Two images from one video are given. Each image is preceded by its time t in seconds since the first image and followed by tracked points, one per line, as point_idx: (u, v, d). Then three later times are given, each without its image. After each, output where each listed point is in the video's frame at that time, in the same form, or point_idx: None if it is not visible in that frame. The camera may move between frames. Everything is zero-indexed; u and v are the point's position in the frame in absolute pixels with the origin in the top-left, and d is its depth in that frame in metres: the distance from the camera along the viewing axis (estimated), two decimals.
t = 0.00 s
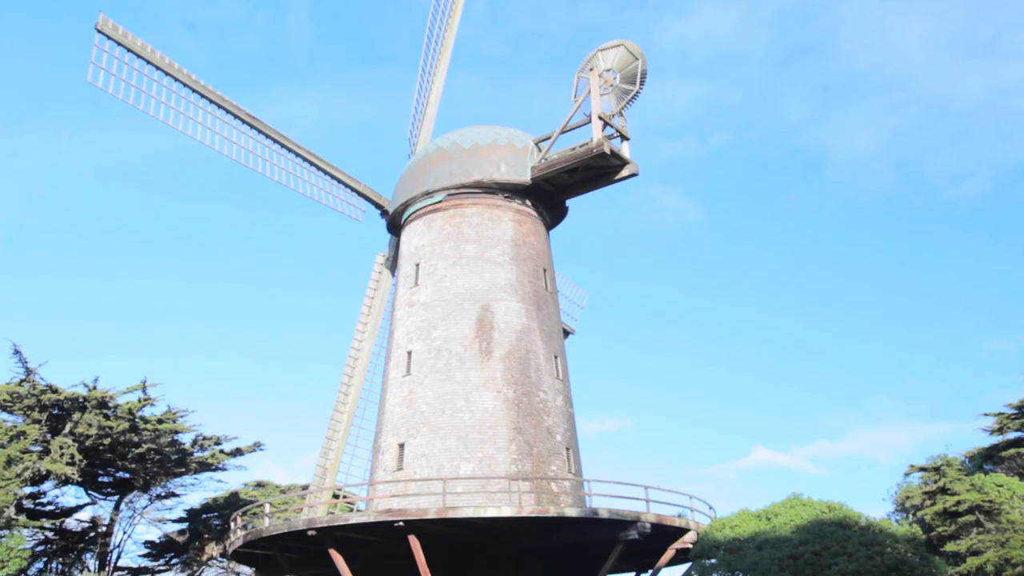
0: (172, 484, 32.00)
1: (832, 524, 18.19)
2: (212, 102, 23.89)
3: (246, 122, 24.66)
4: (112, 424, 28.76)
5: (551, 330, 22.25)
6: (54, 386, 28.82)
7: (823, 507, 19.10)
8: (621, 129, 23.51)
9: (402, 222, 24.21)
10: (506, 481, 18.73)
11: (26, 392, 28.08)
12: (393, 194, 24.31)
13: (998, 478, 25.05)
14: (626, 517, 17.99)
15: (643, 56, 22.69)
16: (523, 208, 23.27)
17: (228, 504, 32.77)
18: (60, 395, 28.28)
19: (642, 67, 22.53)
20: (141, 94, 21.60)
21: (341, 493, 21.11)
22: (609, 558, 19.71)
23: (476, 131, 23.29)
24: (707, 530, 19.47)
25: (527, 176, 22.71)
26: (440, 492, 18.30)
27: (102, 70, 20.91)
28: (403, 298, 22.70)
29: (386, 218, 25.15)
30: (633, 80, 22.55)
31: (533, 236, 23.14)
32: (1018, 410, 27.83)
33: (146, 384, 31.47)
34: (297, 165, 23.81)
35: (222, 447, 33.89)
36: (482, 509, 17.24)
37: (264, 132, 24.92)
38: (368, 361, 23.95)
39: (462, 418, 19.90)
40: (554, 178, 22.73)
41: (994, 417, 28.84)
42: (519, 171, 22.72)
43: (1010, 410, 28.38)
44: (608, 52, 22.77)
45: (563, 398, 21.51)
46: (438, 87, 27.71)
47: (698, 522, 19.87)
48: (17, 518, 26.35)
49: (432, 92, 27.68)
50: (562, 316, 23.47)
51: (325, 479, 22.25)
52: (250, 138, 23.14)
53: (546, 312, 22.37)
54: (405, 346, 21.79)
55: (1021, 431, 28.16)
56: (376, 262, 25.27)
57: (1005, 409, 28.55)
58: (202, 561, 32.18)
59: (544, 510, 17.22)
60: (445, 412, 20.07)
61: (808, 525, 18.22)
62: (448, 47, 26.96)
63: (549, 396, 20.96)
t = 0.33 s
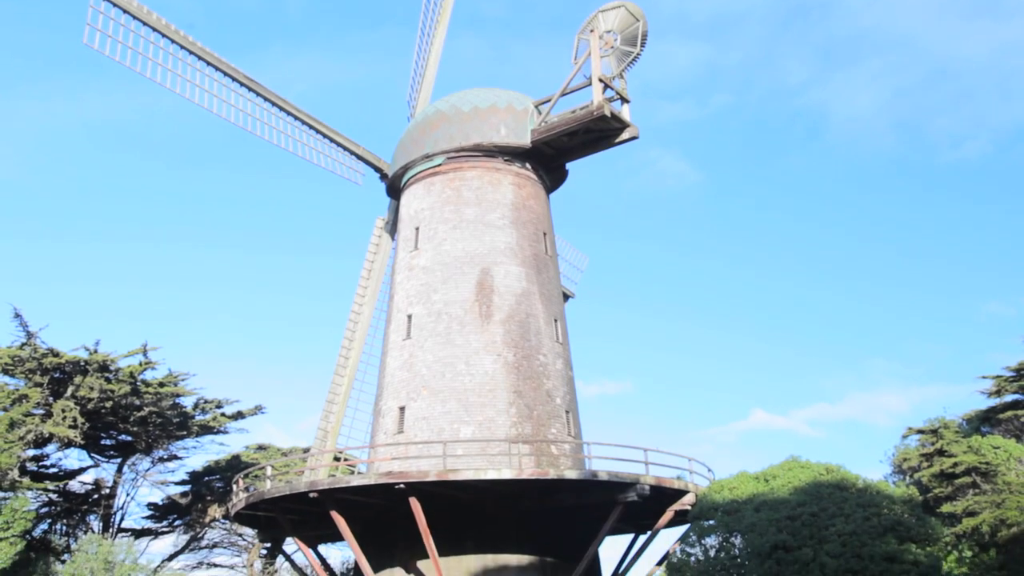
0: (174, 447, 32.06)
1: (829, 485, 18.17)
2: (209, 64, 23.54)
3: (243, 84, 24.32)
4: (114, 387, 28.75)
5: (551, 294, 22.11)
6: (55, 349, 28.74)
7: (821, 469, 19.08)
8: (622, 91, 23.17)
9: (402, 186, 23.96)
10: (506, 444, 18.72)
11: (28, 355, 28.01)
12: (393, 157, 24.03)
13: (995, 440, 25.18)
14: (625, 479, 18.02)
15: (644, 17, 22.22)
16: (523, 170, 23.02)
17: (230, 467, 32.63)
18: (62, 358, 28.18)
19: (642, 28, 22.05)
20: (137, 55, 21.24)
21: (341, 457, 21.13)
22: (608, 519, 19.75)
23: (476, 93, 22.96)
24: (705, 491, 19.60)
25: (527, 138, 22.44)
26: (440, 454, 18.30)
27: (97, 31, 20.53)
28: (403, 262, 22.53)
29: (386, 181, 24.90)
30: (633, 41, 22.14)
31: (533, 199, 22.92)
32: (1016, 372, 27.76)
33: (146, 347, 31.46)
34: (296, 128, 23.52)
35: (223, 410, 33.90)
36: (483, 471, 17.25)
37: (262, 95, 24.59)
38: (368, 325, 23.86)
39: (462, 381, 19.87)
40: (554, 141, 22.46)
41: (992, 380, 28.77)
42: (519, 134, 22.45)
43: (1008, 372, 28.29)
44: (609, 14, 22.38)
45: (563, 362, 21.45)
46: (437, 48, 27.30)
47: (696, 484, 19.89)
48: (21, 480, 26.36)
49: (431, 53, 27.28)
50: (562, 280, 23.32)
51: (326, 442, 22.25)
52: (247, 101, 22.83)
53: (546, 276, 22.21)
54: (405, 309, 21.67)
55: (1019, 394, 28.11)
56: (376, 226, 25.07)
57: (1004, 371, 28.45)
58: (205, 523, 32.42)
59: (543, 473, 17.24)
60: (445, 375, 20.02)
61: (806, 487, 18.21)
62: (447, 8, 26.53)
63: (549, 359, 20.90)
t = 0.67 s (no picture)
0: (176, 409, 32.10)
1: (827, 447, 18.20)
2: (205, 24, 23.17)
3: (240, 45, 23.97)
4: (115, 350, 28.72)
5: (551, 257, 21.96)
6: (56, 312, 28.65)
7: (819, 430, 19.09)
8: (622, 52, 22.83)
9: (401, 148, 23.70)
10: (506, 406, 18.71)
11: (29, 318, 27.88)
12: (392, 119, 23.75)
13: (993, 402, 25.11)
14: (624, 442, 18.05)
15: None
16: (523, 133, 22.77)
17: (232, 428, 32.62)
18: (62, 321, 28.10)
19: None
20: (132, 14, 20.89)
21: (342, 418, 21.14)
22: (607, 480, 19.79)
23: (476, 54, 22.61)
24: (704, 452, 19.66)
25: (527, 100, 22.16)
26: (440, 416, 18.30)
27: None
28: (403, 225, 22.34)
29: (385, 143, 24.64)
30: (634, 1, 21.77)
31: (533, 161, 22.70)
32: (1015, 334, 27.72)
33: (147, 310, 31.40)
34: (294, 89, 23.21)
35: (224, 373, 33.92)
36: (482, 433, 17.26)
37: (260, 56, 24.24)
38: (368, 288, 23.75)
39: (462, 344, 19.82)
40: (554, 102, 22.17)
41: (990, 342, 28.74)
42: (519, 95, 22.16)
43: (1007, 334, 28.24)
44: None
45: (563, 324, 21.39)
46: (436, 9, 26.88)
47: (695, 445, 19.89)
48: (24, 442, 26.35)
49: (430, 14, 26.86)
50: (562, 243, 23.17)
51: (326, 404, 22.26)
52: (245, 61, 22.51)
53: (546, 238, 22.06)
54: (405, 272, 21.53)
55: (1017, 355, 28.11)
56: (376, 187, 24.86)
57: (1003, 333, 28.40)
58: (207, 484, 32.66)
59: (543, 434, 17.25)
60: (445, 337, 19.96)
61: (804, 448, 18.25)
62: None
63: (548, 322, 20.82)
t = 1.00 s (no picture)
0: (178, 363, 32.14)
1: (826, 400, 18.23)
2: None
3: None
4: (115, 305, 28.71)
5: (551, 211, 21.78)
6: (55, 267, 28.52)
7: (818, 384, 19.12)
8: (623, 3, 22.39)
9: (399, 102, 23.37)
10: (506, 360, 18.71)
11: (28, 273, 27.68)
12: (390, 72, 23.40)
13: (991, 355, 25.29)
14: (623, 396, 18.10)
15: None
16: (523, 86, 22.45)
17: (233, 383, 32.73)
18: (62, 276, 28.04)
19: None
20: None
21: (343, 372, 21.15)
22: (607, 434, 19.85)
23: (475, 5, 22.18)
24: (703, 406, 19.72)
25: (527, 53, 21.82)
26: (440, 370, 18.31)
27: None
28: (402, 179, 22.11)
29: (384, 96, 24.31)
30: None
31: (533, 115, 22.40)
32: (1014, 288, 27.67)
33: (146, 266, 31.25)
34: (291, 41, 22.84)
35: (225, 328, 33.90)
36: (482, 388, 17.28)
37: (257, 7, 23.81)
38: (368, 242, 23.62)
39: (462, 299, 19.76)
40: (554, 55, 21.82)
41: (990, 296, 28.70)
42: (519, 48, 21.82)
43: (1006, 288, 28.19)
44: None
45: (563, 279, 21.31)
46: None
47: (693, 399, 19.93)
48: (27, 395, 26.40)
49: None
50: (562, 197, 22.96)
51: (327, 359, 22.25)
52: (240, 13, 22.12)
53: (546, 193, 21.86)
54: (405, 227, 21.36)
55: (1016, 308, 28.09)
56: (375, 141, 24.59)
57: (1002, 287, 28.36)
58: (210, 438, 32.89)
59: (543, 388, 17.28)
60: (445, 292, 19.89)
61: (802, 402, 18.29)
62: None
63: (548, 277, 20.73)
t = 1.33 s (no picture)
0: (178, 324, 32.12)
1: (825, 360, 18.24)
2: None
3: None
4: (115, 266, 28.65)
5: (550, 171, 21.59)
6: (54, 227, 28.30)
7: (817, 344, 19.12)
8: None
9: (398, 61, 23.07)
10: (506, 321, 18.69)
11: (27, 234, 27.49)
12: (389, 31, 23.08)
13: (990, 315, 25.38)
14: (623, 355, 18.11)
15: None
16: (523, 45, 22.16)
17: (234, 343, 32.76)
18: (62, 237, 27.83)
19: None
20: None
21: (343, 333, 21.13)
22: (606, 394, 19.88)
23: None
24: (702, 366, 19.75)
25: (527, 11, 21.52)
26: (441, 330, 18.30)
27: None
28: (401, 139, 21.88)
29: (382, 56, 23.99)
30: None
31: (533, 74, 22.13)
32: (1014, 248, 27.55)
33: (144, 226, 31.08)
34: None
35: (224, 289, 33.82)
36: (482, 348, 17.29)
37: None
38: (368, 203, 23.47)
39: (462, 259, 19.69)
40: (554, 13, 21.53)
41: (990, 256, 28.58)
42: (519, 6, 21.51)
43: (1006, 248, 28.07)
44: None
45: (563, 239, 21.20)
46: None
47: (693, 359, 19.95)
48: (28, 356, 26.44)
49: None
50: (562, 157, 22.75)
51: (327, 319, 22.21)
52: None
53: (546, 153, 21.65)
54: (404, 187, 21.19)
55: (1016, 268, 27.97)
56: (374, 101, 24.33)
57: (1002, 247, 28.23)
58: (211, 398, 33.05)
59: (543, 349, 17.29)
60: (445, 253, 19.81)
61: (801, 362, 18.31)
62: None
63: (548, 237, 20.62)
